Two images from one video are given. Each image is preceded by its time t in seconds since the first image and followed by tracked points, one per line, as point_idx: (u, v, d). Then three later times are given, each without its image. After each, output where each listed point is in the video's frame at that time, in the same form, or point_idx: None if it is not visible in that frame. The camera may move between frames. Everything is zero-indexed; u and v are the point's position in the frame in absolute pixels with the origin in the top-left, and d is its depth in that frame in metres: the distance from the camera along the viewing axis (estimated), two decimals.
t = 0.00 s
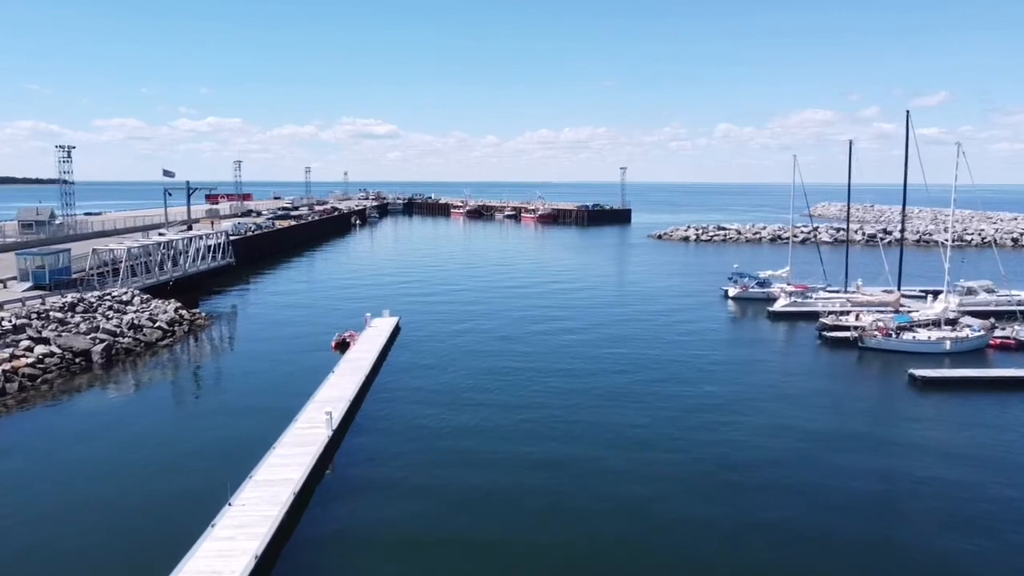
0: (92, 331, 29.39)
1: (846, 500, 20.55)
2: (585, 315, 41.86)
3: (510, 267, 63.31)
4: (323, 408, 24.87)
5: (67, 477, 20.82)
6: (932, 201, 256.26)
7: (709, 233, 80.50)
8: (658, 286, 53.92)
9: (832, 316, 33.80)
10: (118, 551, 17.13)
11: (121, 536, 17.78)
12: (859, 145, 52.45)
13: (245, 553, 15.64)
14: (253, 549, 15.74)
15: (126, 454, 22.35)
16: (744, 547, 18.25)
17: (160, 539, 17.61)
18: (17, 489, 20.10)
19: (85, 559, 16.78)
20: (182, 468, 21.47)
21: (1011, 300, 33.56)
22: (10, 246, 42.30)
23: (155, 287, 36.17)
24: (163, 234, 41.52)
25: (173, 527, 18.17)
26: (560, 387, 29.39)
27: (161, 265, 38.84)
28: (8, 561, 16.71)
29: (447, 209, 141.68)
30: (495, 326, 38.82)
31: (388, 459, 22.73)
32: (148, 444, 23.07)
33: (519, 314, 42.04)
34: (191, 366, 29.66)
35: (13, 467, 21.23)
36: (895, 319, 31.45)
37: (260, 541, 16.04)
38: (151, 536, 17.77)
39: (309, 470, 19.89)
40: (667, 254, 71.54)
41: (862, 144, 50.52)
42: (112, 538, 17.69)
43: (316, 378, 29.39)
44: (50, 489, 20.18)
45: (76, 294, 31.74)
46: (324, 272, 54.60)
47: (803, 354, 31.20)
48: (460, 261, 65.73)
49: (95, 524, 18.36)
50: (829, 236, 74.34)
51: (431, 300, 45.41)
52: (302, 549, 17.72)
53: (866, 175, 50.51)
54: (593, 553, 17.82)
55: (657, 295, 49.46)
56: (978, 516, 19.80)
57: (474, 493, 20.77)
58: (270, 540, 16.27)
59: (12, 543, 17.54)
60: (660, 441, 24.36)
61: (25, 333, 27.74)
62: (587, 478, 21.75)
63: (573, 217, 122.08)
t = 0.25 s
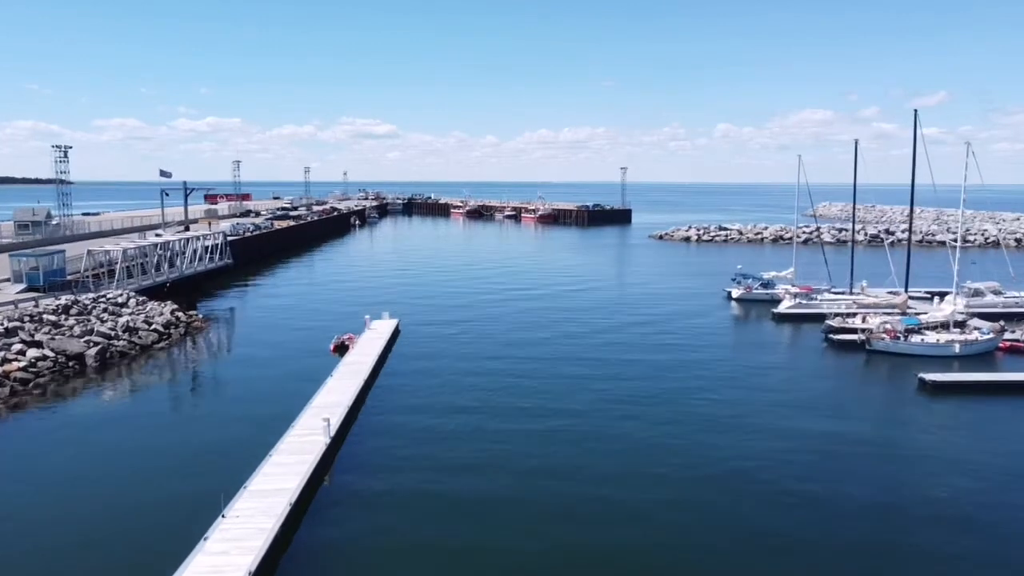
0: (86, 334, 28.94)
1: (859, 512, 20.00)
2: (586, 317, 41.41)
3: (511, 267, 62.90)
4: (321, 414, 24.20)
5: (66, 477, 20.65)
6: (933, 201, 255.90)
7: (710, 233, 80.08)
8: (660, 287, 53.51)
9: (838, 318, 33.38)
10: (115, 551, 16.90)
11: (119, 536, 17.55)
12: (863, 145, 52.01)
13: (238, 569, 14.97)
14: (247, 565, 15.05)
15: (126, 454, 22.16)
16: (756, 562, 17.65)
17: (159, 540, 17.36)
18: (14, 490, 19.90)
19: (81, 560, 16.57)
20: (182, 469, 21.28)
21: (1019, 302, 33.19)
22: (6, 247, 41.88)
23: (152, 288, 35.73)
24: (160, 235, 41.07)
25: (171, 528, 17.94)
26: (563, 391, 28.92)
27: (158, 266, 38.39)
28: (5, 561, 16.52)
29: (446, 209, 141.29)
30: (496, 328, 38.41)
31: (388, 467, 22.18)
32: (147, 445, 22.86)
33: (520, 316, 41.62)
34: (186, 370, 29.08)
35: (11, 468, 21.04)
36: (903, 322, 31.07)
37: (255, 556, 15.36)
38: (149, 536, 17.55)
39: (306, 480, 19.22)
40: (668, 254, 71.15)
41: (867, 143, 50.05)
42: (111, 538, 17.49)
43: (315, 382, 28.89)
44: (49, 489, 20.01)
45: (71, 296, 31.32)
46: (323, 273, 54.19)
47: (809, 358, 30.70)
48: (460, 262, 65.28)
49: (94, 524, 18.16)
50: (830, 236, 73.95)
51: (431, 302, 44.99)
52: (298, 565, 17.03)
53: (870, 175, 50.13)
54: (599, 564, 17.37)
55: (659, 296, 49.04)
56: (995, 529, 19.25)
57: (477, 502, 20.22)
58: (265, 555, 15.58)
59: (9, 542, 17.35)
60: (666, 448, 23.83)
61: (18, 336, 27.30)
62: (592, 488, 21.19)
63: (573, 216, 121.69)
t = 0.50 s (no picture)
0: (79, 337, 28.46)
1: (874, 523, 19.37)
2: (588, 319, 40.93)
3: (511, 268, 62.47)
4: (319, 419, 23.53)
5: (68, 475, 20.63)
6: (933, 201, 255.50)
7: (712, 234, 79.63)
8: (661, 288, 53.10)
9: (844, 320, 32.93)
10: (115, 551, 16.84)
11: (119, 536, 17.50)
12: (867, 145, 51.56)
13: None
14: None
15: (128, 453, 22.13)
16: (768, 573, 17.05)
17: (159, 541, 17.28)
18: (15, 489, 19.79)
19: (81, 558, 16.54)
20: (184, 468, 21.23)
21: None
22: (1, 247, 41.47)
23: (147, 290, 35.26)
24: (156, 235, 40.60)
25: (171, 528, 17.86)
26: (566, 395, 28.39)
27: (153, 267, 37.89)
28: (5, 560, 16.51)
29: (446, 209, 140.89)
30: (497, 330, 37.98)
31: (389, 475, 21.58)
32: (150, 444, 22.81)
33: (521, 317, 41.18)
34: (180, 374, 28.43)
35: (13, 465, 21.03)
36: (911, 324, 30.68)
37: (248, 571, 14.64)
38: (149, 536, 17.50)
39: (302, 489, 18.50)
40: (669, 255, 70.75)
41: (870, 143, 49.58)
42: (111, 537, 17.45)
43: (313, 385, 28.34)
44: (51, 487, 20.01)
45: (64, 298, 30.85)
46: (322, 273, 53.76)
47: (817, 362, 30.15)
48: (460, 263, 64.80)
49: (95, 522, 18.13)
50: (832, 237, 73.59)
51: (431, 303, 44.53)
52: None
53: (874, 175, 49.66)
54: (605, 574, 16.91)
55: (661, 297, 48.62)
56: (1016, 541, 18.62)
57: (481, 512, 19.60)
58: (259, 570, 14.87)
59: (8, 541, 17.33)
60: (673, 455, 23.24)
61: (10, 339, 26.85)
62: (598, 497, 20.58)
63: (573, 216, 121.28)
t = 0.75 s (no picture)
0: (73, 340, 27.97)
1: (890, 534, 18.80)
2: (590, 320, 40.42)
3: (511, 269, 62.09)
4: (317, 425, 22.89)
5: (72, 472, 20.72)
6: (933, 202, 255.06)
7: (713, 234, 79.14)
8: (663, 288, 52.71)
9: (851, 322, 32.46)
10: (114, 553, 16.84)
11: (120, 538, 17.52)
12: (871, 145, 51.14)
13: None
14: None
15: (132, 452, 22.16)
16: None
17: (159, 544, 17.26)
18: (28, 487, 19.87)
19: (81, 560, 16.59)
20: (188, 468, 21.23)
21: None
22: None
23: (143, 292, 34.76)
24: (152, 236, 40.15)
25: (172, 531, 17.86)
26: (569, 398, 27.85)
27: (150, 268, 37.38)
28: (7, 560, 16.60)
29: (446, 209, 140.48)
30: (498, 331, 37.55)
31: (389, 483, 21.00)
32: (153, 444, 22.81)
33: (522, 318, 40.75)
34: (174, 378, 27.80)
35: (21, 462, 21.13)
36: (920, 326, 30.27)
37: None
38: (151, 538, 17.52)
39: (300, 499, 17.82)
40: (670, 255, 70.36)
41: (874, 144, 49.12)
42: (113, 538, 17.51)
43: (311, 389, 27.78)
44: (55, 484, 20.10)
45: (58, 300, 30.37)
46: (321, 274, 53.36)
47: (823, 365, 29.67)
48: (459, 263, 64.28)
49: (97, 523, 18.20)
50: (834, 237, 73.20)
51: (431, 304, 44.14)
52: None
53: (878, 174, 49.24)
54: None
55: (662, 298, 48.23)
56: None
57: (483, 520, 19.16)
58: None
59: (10, 540, 17.42)
60: (680, 461, 22.68)
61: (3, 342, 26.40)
62: (605, 506, 20.00)
63: (573, 216, 120.88)
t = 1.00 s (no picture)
0: (66, 343, 27.49)
1: (904, 542, 18.29)
2: (592, 321, 39.93)
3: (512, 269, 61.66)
4: (314, 432, 22.17)
5: (77, 470, 20.65)
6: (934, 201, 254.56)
7: (714, 234, 78.71)
8: (665, 289, 52.30)
9: (858, 325, 32.05)
10: (108, 556, 16.62)
11: (118, 539, 17.32)
12: (875, 144, 50.71)
13: None
14: None
15: (135, 450, 22.01)
16: None
17: (155, 546, 17.01)
18: (38, 483, 19.87)
19: (77, 560, 16.45)
20: (191, 467, 21.03)
21: None
22: None
23: (138, 293, 34.37)
24: (149, 237, 39.70)
25: (169, 533, 17.61)
26: (572, 402, 27.31)
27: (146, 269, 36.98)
28: (5, 558, 16.52)
29: (445, 209, 140.10)
30: (500, 332, 37.11)
31: (388, 493, 20.40)
32: (158, 442, 22.64)
33: (523, 320, 40.31)
34: (169, 383, 27.18)
35: (34, 458, 21.23)
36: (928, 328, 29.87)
37: None
38: (150, 539, 17.31)
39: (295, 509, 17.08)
40: (672, 255, 69.95)
41: (879, 144, 48.66)
42: (111, 538, 17.35)
43: (308, 393, 27.21)
44: (58, 481, 20.04)
45: (52, 302, 29.97)
46: (320, 275, 52.94)
47: (831, 369, 29.14)
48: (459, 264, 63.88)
49: (97, 522, 18.07)
50: (837, 237, 72.80)
51: (431, 305, 43.71)
52: None
53: (882, 174, 48.83)
54: None
55: (664, 299, 47.81)
56: None
57: (487, 528, 18.68)
58: None
59: (10, 538, 17.36)
60: (687, 468, 22.07)
61: None
62: (611, 515, 19.40)
63: (574, 216, 120.48)
